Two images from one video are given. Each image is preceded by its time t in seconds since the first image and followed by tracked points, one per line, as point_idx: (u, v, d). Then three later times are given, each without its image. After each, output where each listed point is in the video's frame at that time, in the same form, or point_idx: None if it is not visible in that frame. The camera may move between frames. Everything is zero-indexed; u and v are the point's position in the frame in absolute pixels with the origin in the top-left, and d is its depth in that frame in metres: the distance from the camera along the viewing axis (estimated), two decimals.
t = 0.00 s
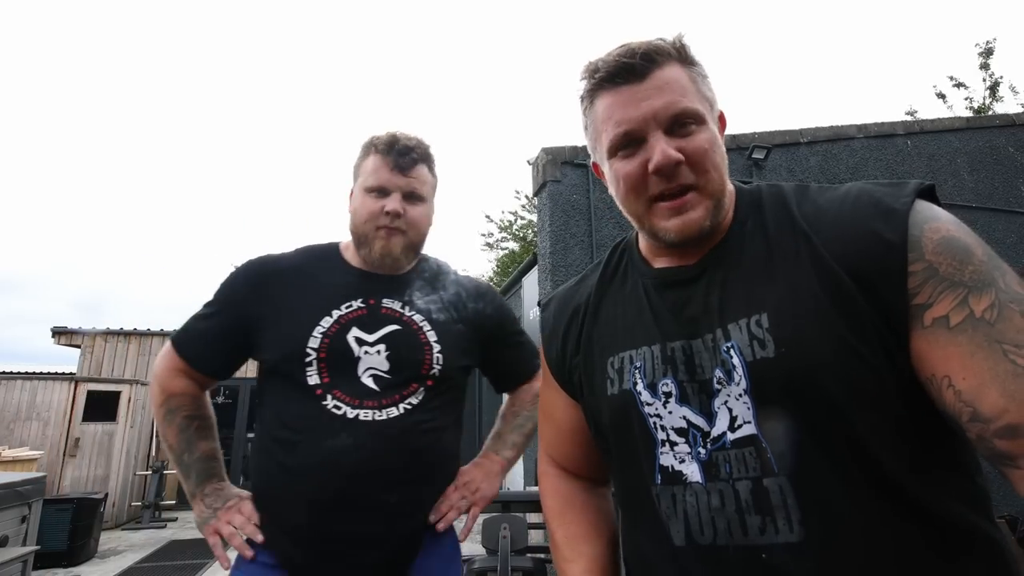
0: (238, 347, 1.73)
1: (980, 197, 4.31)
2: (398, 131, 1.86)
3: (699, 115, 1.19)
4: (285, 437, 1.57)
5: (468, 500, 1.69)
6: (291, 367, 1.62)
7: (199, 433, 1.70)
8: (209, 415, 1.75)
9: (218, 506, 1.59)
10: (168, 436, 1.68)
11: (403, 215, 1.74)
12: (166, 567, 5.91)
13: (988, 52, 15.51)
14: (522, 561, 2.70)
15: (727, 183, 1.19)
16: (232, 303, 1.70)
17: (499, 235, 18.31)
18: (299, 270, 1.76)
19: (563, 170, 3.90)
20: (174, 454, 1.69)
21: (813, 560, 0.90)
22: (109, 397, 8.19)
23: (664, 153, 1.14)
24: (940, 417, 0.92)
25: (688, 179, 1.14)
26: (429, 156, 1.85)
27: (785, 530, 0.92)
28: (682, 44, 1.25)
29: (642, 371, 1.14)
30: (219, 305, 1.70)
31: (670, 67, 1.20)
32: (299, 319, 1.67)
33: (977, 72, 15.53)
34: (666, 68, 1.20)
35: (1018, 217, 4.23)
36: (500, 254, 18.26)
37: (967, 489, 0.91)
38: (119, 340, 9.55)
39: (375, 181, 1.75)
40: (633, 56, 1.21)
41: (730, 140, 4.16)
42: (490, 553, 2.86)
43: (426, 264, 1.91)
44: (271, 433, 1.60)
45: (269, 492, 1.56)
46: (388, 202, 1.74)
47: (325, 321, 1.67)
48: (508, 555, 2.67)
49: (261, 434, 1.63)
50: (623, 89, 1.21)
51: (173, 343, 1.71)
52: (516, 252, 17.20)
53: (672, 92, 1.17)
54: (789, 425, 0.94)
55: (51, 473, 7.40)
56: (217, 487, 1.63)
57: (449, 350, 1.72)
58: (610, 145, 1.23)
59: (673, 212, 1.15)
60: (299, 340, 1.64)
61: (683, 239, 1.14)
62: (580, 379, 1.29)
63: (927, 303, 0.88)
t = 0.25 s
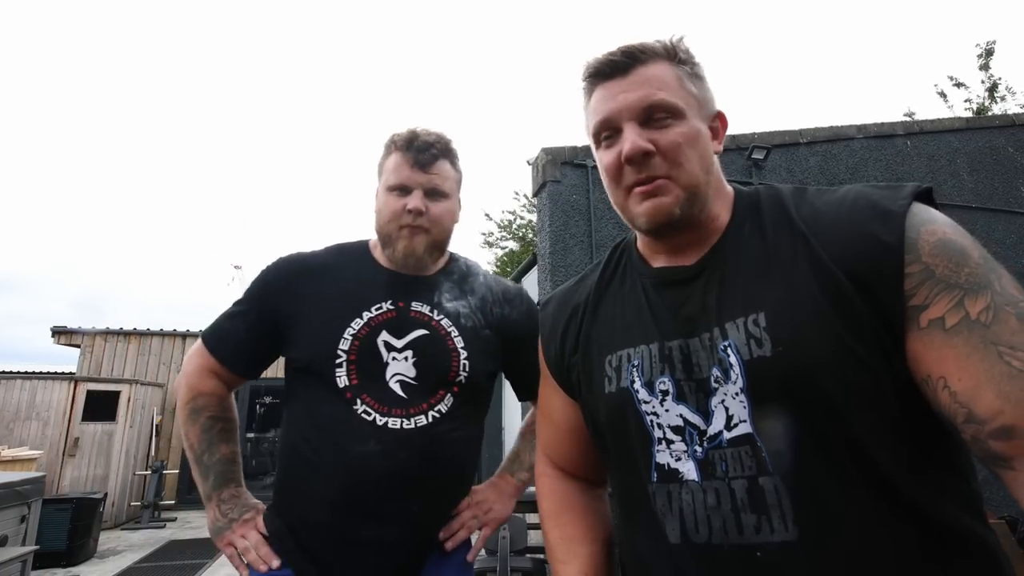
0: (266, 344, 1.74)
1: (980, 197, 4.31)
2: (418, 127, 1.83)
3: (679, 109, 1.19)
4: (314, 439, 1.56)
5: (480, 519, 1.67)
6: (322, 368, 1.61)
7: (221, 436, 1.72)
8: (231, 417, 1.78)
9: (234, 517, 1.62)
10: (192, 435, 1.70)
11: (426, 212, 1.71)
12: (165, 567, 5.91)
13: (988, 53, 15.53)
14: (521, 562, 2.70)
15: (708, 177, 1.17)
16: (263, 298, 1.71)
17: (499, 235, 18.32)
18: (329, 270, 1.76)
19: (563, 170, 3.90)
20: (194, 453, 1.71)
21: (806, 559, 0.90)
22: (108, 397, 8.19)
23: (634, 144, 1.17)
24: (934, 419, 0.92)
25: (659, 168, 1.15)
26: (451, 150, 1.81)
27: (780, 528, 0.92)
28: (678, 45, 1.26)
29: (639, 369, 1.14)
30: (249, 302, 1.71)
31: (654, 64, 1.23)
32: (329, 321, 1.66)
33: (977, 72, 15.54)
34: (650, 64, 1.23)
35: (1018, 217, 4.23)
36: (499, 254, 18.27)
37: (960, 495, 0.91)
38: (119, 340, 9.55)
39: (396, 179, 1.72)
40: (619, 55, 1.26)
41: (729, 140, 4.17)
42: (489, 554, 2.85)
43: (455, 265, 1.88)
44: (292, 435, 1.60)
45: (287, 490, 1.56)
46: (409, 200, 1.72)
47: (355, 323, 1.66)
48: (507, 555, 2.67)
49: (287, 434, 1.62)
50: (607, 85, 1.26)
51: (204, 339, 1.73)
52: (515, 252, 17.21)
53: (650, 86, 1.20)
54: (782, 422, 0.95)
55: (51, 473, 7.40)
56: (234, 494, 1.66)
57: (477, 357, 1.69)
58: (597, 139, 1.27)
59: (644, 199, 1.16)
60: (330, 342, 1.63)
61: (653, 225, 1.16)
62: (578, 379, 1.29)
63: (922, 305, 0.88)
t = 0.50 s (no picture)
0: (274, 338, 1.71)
1: (980, 197, 4.31)
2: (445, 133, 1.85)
3: (665, 109, 1.19)
4: (318, 440, 1.56)
5: (481, 529, 1.67)
6: (332, 366, 1.61)
7: (222, 427, 1.63)
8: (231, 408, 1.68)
9: (238, 513, 1.55)
10: (190, 426, 1.60)
11: (447, 218, 1.73)
12: (165, 567, 5.92)
13: (990, 52, 15.53)
14: (521, 562, 2.70)
15: (692, 176, 1.17)
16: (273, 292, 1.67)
17: (499, 235, 18.30)
18: (341, 265, 1.74)
19: (563, 171, 3.91)
20: (192, 446, 1.61)
21: (798, 554, 0.90)
22: (108, 397, 8.20)
23: (615, 143, 1.20)
24: (926, 418, 0.93)
25: (639, 166, 1.17)
26: (477, 158, 1.83)
27: (773, 521, 0.93)
28: (678, 49, 1.26)
29: (636, 365, 1.14)
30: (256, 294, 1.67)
31: (647, 66, 1.24)
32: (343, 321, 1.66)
33: (979, 72, 15.54)
34: (644, 67, 1.24)
35: (1018, 218, 4.24)
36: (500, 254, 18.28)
37: (951, 494, 0.92)
38: (118, 340, 9.56)
39: (420, 183, 1.75)
40: (616, 58, 1.28)
41: (730, 141, 4.17)
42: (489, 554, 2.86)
43: (466, 271, 1.90)
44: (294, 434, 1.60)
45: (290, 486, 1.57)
46: (432, 204, 1.74)
47: (367, 323, 1.66)
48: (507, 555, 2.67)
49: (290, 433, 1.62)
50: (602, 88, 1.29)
51: (206, 327, 1.64)
52: (516, 252, 17.23)
53: (638, 88, 1.22)
54: (773, 418, 0.96)
55: (51, 473, 7.40)
56: (238, 490, 1.58)
57: (486, 364, 1.72)
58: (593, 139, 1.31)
59: (624, 196, 1.19)
60: (342, 340, 1.63)
61: (632, 222, 1.19)
62: (576, 375, 1.29)
63: (915, 304, 0.89)
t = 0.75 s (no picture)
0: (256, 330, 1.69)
1: (980, 198, 4.32)
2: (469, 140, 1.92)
3: (659, 114, 1.20)
4: (315, 440, 1.54)
5: (476, 527, 1.72)
6: (325, 366, 1.60)
7: (198, 414, 1.63)
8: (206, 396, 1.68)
9: (227, 490, 1.57)
10: (166, 415, 1.59)
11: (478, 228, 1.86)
12: (166, 567, 5.93)
13: (992, 53, 15.51)
14: (522, 561, 2.71)
15: (686, 179, 1.18)
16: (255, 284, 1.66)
17: (500, 235, 18.29)
18: (328, 263, 1.73)
19: (563, 171, 3.91)
20: (170, 436, 1.61)
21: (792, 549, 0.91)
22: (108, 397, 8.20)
23: (609, 149, 1.21)
24: (922, 417, 0.94)
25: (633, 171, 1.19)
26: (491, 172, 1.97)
27: (768, 515, 0.94)
28: (675, 54, 1.27)
29: (636, 362, 1.15)
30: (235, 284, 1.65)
31: (641, 71, 1.25)
32: (335, 317, 1.65)
33: (981, 72, 15.52)
34: (637, 72, 1.25)
35: (1018, 219, 4.24)
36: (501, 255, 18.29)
37: (945, 493, 0.92)
38: (118, 340, 9.56)
39: (463, 191, 1.81)
40: (612, 65, 1.29)
41: (730, 141, 4.18)
42: (490, 554, 2.87)
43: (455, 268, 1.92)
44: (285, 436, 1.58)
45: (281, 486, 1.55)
46: (471, 214, 1.83)
47: (361, 322, 1.65)
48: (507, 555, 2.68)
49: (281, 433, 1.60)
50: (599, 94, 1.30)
51: (178, 318, 1.62)
52: (516, 253, 17.24)
53: (632, 93, 1.23)
54: (769, 415, 0.97)
55: (51, 473, 7.41)
56: (222, 472, 1.59)
57: (478, 360, 1.75)
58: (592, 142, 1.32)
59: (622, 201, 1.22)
60: (335, 340, 1.62)
61: (630, 225, 1.21)
62: (576, 373, 1.30)
63: (914, 302, 0.90)
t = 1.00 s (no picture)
0: (224, 335, 1.54)
1: (981, 198, 4.31)
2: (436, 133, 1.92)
3: (655, 119, 1.20)
4: (298, 442, 1.45)
5: (457, 524, 1.71)
6: (303, 366, 1.50)
7: (159, 440, 1.43)
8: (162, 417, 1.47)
9: (205, 525, 1.41)
10: (122, 446, 1.37)
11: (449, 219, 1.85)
12: (167, 568, 5.92)
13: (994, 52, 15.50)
14: (523, 561, 2.70)
15: (684, 182, 1.18)
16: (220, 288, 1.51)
17: (501, 236, 18.29)
18: (296, 259, 1.64)
19: (565, 171, 3.90)
20: (122, 468, 1.39)
21: (792, 547, 0.91)
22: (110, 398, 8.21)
23: (607, 153, 1.22)
24: (922, 416, 0.94)
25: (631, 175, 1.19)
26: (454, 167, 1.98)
27: (768, 513, 0.94)
28: (670, 59, 1.27)
29: (637, 361, 1.15)
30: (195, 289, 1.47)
31: (639, 78, 1.25)
32: (310, 313, 1.57)
33: (983, 72, 15.50)
34: (635, 79, 1.25)
35: (1019, 219, 4.24)
36: (502, 255, 18.29)
37: (944, 493, 0.93)
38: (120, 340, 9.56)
39: (436, 183, 1.80)
40: (610, 72, 1.29)
41: (732, 141, 4.17)
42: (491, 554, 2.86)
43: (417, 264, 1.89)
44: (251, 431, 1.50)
45: (255, 493, 1.45)
46: (443, 205, 1.82)
47: (337, 317, 1.59)
48: (509, 555, 2.67)
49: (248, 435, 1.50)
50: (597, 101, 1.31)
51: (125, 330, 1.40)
52: (517, 254, 17.25)
53: (629, 99, 1.23)
54: (770, 415, 0.97)
55: (52, 473, 7.41)
56: (195, 502, 1.43)
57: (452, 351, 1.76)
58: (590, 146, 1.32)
59: (621, 203, 1.22)
60: (312, 338, 1.54)
61: (629, 228, 1.21)
62: (578, 374, 1.30)
63: (915, 303, 0.90)
